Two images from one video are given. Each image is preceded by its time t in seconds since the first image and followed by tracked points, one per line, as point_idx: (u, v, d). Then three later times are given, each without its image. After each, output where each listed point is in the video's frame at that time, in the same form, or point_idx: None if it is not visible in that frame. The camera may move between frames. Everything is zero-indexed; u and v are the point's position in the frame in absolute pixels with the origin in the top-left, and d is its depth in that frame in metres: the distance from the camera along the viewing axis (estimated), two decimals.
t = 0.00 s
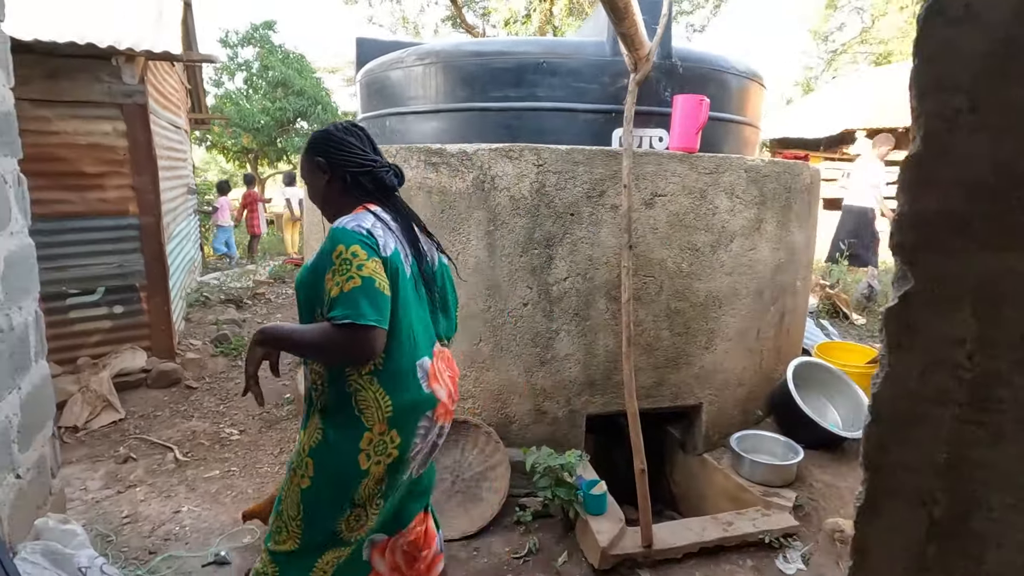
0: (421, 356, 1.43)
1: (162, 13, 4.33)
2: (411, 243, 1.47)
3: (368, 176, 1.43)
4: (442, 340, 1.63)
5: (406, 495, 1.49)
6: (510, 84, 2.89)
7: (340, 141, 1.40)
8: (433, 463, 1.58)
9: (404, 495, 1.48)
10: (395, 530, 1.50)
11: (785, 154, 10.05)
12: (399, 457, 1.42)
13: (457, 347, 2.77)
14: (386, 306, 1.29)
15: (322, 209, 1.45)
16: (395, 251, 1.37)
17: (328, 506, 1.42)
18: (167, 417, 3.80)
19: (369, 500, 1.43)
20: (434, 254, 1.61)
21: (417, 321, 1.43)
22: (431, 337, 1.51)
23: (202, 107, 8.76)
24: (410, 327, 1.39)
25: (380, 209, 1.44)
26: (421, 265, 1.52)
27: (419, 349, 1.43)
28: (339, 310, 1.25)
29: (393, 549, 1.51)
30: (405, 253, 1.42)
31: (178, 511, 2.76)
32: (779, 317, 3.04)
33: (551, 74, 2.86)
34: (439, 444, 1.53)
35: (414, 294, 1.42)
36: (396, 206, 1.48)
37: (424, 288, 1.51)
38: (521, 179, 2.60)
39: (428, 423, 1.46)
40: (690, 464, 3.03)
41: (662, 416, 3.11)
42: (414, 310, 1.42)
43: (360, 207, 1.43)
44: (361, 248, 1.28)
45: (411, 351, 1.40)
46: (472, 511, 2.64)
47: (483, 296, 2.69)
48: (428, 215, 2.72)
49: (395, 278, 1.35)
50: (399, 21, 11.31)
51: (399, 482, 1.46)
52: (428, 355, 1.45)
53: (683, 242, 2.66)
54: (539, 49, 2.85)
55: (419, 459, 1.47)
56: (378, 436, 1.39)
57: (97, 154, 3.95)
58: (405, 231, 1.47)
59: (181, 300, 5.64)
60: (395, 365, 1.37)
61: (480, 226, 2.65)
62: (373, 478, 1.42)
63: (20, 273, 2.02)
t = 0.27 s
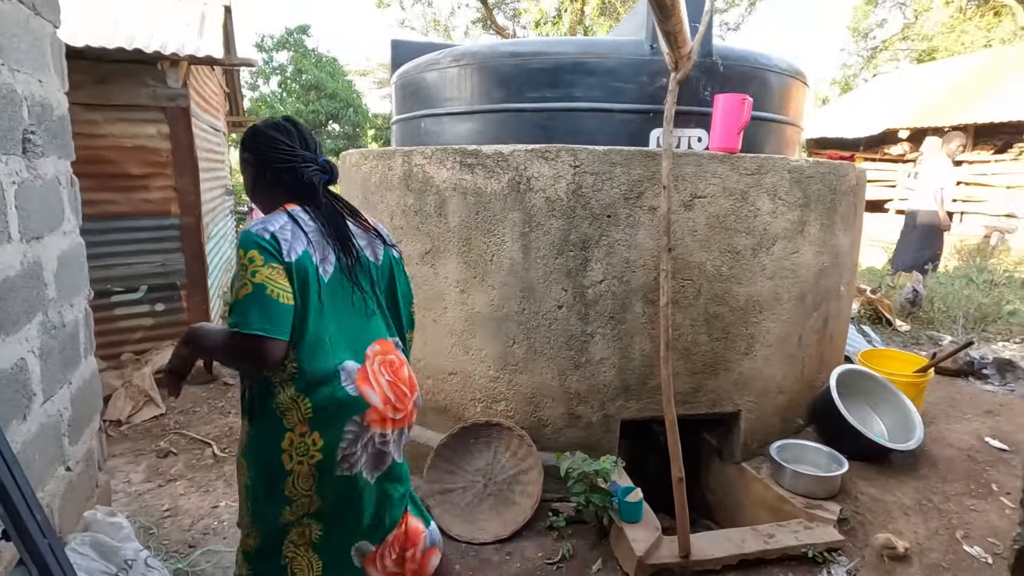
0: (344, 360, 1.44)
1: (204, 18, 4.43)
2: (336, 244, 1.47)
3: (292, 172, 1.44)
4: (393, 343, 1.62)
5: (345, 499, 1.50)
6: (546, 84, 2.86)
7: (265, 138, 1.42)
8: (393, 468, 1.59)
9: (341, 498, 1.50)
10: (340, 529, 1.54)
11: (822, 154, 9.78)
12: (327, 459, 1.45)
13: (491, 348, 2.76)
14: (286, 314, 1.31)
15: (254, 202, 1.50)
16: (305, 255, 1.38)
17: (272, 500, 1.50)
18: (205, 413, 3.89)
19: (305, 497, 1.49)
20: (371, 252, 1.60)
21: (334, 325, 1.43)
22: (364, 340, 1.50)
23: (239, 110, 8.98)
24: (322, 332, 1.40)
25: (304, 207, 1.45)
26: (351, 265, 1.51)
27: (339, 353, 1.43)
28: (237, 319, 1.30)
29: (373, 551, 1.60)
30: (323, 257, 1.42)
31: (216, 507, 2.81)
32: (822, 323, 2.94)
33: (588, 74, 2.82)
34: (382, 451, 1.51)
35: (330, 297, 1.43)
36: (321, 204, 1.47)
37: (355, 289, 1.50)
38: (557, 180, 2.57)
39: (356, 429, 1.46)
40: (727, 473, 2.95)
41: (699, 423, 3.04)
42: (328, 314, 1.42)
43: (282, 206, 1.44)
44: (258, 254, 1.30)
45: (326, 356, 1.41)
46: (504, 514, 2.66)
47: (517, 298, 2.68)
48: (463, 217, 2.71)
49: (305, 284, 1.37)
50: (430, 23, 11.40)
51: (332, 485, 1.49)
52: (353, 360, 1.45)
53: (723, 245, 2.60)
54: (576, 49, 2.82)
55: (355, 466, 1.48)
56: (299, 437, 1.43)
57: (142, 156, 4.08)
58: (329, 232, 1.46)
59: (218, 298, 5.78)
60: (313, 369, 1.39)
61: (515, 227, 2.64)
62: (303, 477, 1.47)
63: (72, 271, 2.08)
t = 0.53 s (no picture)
0: (309, 352, 1.44)
1: (243, 22, 4.52)
2: (295, 235, 1.47)
3: (256, 166, 1.49)
4: (371, 336, 1.59)
5: (323, 493, 1.53)
6: (582, 85, 2.82)
7: (235, 136, 1.50)
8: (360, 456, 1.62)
9: (319, 492, 1.53)
10: (324, 526, 1.58)
11: (861, 153, 9.47)
12: (301, 455, 1.47)
13: (524, 352, 2.73)
14: (227, 307, 1.35)
15: (230, 198, 1.57)
16: (256, 247, 1.39)
17: (252, 501, 1.54)
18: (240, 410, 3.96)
19: (285, 497, 1.51)
20: (340, 242, 1.58)
21: (294, 318, 1.43)
22: (332, 332, 1.48)
23: (273, 113, 9.16)
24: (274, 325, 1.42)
25: (265, 198, 1.48)
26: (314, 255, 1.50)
27: (300, 345, 1.44)
28: (178, 311, 1.36)
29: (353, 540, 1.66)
30: (278, 248, 1.43)
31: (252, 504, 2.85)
32: (868, 330, 2.83)
33: (624, 74, 2.77)
34: (352, 442, 1.53)
35: (287, 290, 1.43)
36: (284, 196, 1.50)
37: (318, 279, 1.48)
38: (593, 182, 2.53)
39: (327, 422, 1.47)
40: (766, 484, 2.86)
41: (736, 431, 2.96)
42: (285, 306, 1.42)
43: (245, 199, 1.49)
44: (204, 244, 1.33)
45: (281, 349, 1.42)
46: (536, 520, 2.63)
47: (552, 301, 2.65)
48: (497, 219, 2.69)
49: (253, 277, 1.39)
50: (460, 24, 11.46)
51: (309, 480, 1.51)
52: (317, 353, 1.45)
53: (765, 249, 2.52)
54: (613, 49, 2.77)
55: (329, 458, 1.50)
56: (268, 434, 1.45)
57: (183, 159, 4.16)
58: (288, 222, 1.47)
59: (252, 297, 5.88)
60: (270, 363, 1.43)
61: (550, 230, 2.61)
62: (279, 475, 1.50)
63: (119, 272, 2.13)
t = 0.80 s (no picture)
0: (310, 349, 1.52)
1: (280, 23, 4.59)
2: (302, 234, 1.53)
3: (268, 165, 1.54)
4: (372, 337, 1.67)
5: (317, 486, 1.63)
6: (620, 82, 2.77)
7: (249, 134, 1.55)
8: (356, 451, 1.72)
9: (311, 487, 1.62)
10: (319, 516, 1.68)
11: (904, 151, 9.13)
12: (298, 449, 1.57)
13: (558, 353, 2.70)
14: (239, 303, 1.42)
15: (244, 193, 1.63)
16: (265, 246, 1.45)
17: (249, 490, 1.64)
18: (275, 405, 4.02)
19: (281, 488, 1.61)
20: (346, 243, 1.64)
21: (297, 317, 1.50)
22: (333, 331, 1.56)
23: (307, 112, 9.31)
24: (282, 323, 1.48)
25: (275, 198, 1.54)
26: (319, 255, 1.56)
27: (302, 343, 1.52)
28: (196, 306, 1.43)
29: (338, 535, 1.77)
30: (286, 246, 1.49)
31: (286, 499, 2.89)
32: (918, 335, 2.71)
33: (664, 71, 2.71)
34: (349, 437, 1.63)
35: (294, 288, 1.50)
36: (295, 195, 1.54)
37: (322, 279, 1.56)
38: (631, 181, 2.48)
39: (326, 416, 1.57)
40: (806, 493, 2.77)
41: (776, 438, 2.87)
42: (292, 304, 1.50)
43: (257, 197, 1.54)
44: (217, 244, 1.40)
45: (287, 346, 1.50)
46: (569, 524, 2.60)
47: (587, 302, 2.61)
48: (533, 218, 2.66)
49: (263, 275, 1.46)
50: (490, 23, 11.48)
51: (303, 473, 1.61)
52: (319, 351, 1.54)
53: (810, 250, 2.43)
54: (653, 45, 2.72)
55: (324, 453, 1.60)
56: (269, 426, 1.55)
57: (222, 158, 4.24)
58: (295, 223, 1.53)
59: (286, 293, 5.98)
60: (274, 359, 1.51)
61: (586, 230, 2.57)
62: (276, 468, 1.60)
63: (163, 269, 2.17)
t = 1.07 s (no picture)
0: (329, 342, 1.66)
1: (314, 26, 4.67)
2: (320, 243, 1.69)
3: (289, 179, 1.70)
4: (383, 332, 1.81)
5: (333, 467, 1.73)
6: (654, 82, 2.73)
7: (272, 150, 1.70)
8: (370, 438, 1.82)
9: (327, 468, 1.73)
10: (332, 500, 1.76)
11: (947, 150, 8.79)
12: (315, 430, 1.69)
13: (588, 355, 2.68)
14: (261, 303, 1.59)
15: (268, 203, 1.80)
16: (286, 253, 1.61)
17: (269, 471, 1.77)
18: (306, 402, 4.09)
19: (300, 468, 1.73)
20: (360, 250, 1.79)
21: (315, 313, 1.65)
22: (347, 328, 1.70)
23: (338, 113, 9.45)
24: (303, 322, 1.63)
25: (295, 211, 1.70)
26: (335, 262, 1.72)
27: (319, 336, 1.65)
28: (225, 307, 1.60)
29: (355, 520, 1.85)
30: (306, 255, 1.65)
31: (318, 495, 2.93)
32: (965, 343, 2.60)
33: (699, 70, 2.67)
34: (360, 421, 1.73)
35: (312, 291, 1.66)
36: (312, 207, 1.70)
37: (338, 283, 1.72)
38: (665, 183, 2.44)
39: (340, 401, 1.69)
40: (843, 503, 2.69)
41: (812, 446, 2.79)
42: (312, 304, 1.65)
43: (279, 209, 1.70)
44: (245, 251, 1.57)
45: (307, 341, 1.64)
46: (598, 528, 2.58)
47: (618, 305, 2.58)
48: (563, 220, 2.65)
49: (285, 280, 1.62)
50: (519, 23, 11.51)
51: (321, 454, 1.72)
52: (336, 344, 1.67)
53: (850, 254, 2.36)
54: (688, 44, 2.67)
55: (339, 436, 1.71)
56: (288, 407, 1.69)
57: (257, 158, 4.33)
58: (314, 233, 1.69)
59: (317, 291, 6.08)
60: (294, 350, 1.66)
61: (618, 232, 2.54)
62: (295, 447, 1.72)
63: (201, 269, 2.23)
